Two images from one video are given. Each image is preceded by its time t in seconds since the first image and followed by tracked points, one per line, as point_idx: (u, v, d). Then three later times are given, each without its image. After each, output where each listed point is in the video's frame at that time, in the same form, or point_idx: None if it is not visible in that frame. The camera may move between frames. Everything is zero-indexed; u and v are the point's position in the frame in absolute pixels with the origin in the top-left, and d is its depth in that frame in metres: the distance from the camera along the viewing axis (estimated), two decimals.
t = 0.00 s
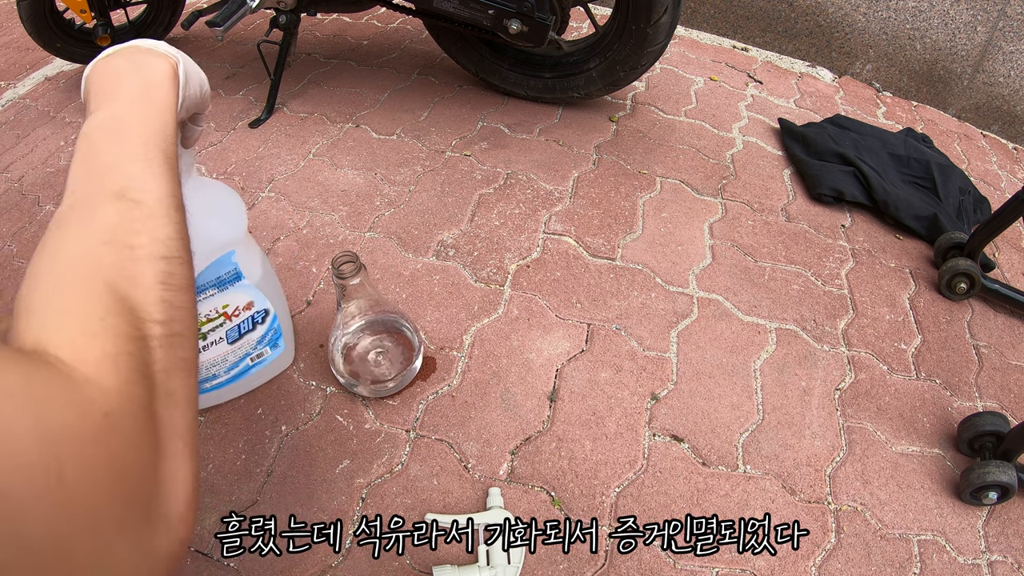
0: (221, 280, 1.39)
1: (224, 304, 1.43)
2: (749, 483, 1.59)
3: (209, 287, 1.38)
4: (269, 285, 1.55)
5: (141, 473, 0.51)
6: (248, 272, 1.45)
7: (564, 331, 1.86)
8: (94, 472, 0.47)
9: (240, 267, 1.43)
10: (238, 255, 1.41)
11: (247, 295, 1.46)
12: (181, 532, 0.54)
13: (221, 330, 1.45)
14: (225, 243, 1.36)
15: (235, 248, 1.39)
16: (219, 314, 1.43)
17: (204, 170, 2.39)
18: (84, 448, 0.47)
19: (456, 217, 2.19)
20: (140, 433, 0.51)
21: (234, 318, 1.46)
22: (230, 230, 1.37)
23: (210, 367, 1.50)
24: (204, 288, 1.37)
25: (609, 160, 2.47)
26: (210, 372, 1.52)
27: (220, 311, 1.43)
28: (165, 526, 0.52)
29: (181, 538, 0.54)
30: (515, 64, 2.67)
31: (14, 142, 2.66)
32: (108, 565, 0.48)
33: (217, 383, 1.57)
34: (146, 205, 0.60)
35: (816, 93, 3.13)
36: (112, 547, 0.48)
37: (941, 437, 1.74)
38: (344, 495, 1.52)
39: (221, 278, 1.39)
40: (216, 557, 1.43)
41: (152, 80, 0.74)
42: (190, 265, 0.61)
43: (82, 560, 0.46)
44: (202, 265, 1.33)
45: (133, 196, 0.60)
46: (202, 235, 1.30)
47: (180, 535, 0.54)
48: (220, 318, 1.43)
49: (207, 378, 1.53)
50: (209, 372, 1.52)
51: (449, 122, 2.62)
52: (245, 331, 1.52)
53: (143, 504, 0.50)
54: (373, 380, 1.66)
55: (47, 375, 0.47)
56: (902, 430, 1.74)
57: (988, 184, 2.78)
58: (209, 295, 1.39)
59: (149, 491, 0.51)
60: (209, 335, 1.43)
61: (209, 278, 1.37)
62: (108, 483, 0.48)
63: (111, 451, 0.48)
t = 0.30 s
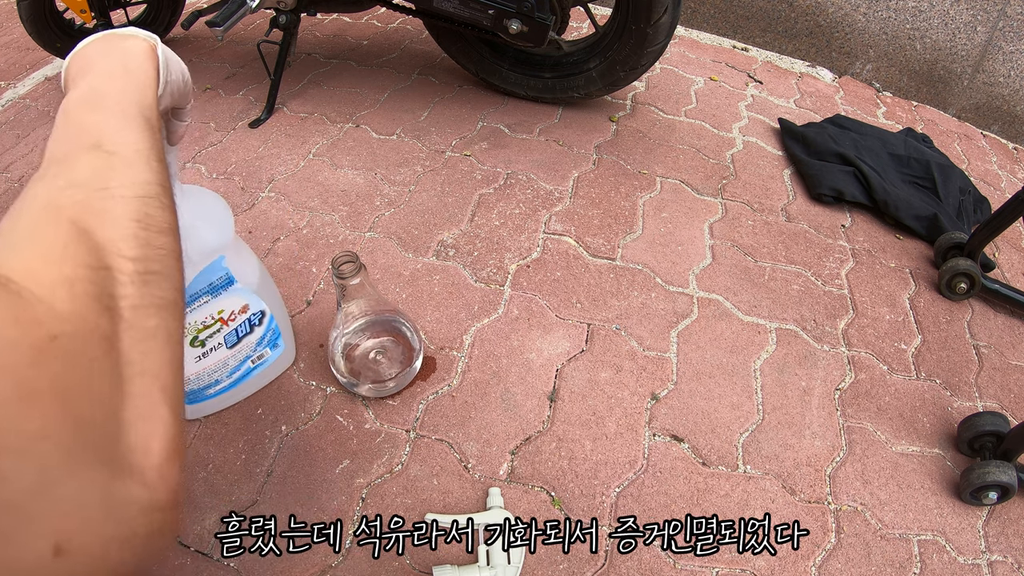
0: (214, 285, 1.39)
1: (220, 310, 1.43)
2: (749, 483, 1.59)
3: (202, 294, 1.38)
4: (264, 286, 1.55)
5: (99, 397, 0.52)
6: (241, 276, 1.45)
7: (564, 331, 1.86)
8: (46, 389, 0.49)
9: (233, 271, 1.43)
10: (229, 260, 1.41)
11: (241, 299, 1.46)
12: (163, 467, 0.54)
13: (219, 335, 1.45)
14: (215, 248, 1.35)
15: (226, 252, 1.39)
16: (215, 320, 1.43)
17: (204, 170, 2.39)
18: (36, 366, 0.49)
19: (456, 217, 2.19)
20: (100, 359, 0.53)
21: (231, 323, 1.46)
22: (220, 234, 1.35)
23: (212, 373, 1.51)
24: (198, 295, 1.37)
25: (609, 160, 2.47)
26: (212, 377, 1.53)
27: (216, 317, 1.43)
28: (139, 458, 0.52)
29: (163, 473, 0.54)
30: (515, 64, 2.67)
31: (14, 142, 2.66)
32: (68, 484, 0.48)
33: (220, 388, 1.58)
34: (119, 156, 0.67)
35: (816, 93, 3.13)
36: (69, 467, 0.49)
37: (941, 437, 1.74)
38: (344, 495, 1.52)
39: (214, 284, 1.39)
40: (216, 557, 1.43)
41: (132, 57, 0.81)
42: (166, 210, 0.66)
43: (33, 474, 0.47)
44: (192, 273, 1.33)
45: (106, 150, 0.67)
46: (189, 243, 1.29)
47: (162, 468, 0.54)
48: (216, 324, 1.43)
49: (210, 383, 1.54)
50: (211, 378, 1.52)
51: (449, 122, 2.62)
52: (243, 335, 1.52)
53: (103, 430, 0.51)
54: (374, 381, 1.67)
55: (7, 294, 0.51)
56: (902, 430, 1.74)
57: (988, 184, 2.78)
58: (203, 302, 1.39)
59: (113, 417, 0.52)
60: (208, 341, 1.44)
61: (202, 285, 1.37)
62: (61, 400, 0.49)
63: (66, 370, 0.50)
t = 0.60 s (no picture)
0: (213, 286, 1.39)
1: (219, 310, 1.43)
2: (749, 483, 1.59)
3: (202, 294, 1.38)
4: (264, 286, 1.55)
5: (80, 345, 0.56)
6: (241, 276, 1.45)
7: (564, 331, 1.86)
8: (25, 333, 0.54)
9: (232, 271, 1.43)
10: (228, 260, 1.41)
11: (241, 299, 1.46)
12: (148, 413, 0.57)
13: (219, 335, 1.45)
14: (213, 248, 1.35)
15: (225, 253, 1.39)
16: (215, 320, 1.43)
17: (204, 170, 2.39)
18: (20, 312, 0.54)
19: (456, 217, 2.19)
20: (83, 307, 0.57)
21: (231, 323, 1.46)
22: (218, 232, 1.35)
23: (212, 373, 1.51)
24: (197, 296, 1.37)
25: (609, 160, 2.47)
26: (212, 377, 1.52)
27: (216, 318, 1.43)
28: (120, 403, 0.56)
29: (149, 419, 0.58)
30: (515, 64, 2.67)
31: (14, 142, 2.66)
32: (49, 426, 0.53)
33: (220, 388, 1.58)
34: (97, 127, 0.75)
35: (816, 93, 3.13)
36: (48, 407, 0.53)
37: (941, 437, 1.74)
38: (344, 495, 1.52)
39: (212, 285, 1.39)
40: (216, 557, 1.43)
41: (110, 46, 0.93)
42: (145, 172, 0.73)
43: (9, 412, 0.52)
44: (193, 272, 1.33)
45: (84, 122, 0.75)
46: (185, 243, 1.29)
47: (148, 415, 0.57)
48: (216, 324, 1.43)
49: (210, 383, 1.53)
50: (211, 378, 1.52)
51: (449, 122, 2.62)
52: (243, 335, 1.52)
53: (90, 375, 0.56)
54: (375, 381, 1.67)
55: None
56: (902, 430, 1.74)
57: (987, 184, 2.78)
58: (203, 302, 1.39)
59: (94, 364, 0.56)
60: (207, 342, 1.43)
61: (202, 286, 1.37)
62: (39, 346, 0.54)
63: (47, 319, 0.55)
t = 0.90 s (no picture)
0: (212, 285, 1.39)
1: (219, 310, 1.43)
2: (749, 483, 1.59)
3: (201, 294, 1.38)
4: (264, 286, 1.55)
5: (77, 329, 0.61)
6: (240, 276, 1.45)
7: (564, 331, 1.86)
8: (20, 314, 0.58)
9: (232, 271, 1.43)
10: (228, 260, 1.41)
11: (241, 299, 1.46)
12: (146, 400, 0.62)
13: (219, 335, 1.45)
14: (213, 248, 1.36)
15: (225, 253, 1.39)
16: (215, 320, 1.43)
17: (204, 170, 2.39)
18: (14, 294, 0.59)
19: (456, 217, 2.19)
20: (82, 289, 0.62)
21: (231, 323, 1.46)
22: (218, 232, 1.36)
23: (212, 373, 1.51)
24: (196, 296, 1.37)
25: (609, 160, 2.47)
26: (212, 377, 1.53)
27: (216, 317, 1.43)
28: (117, 389, 0.60)
29: (147, 406, 0.62)
30: (515, 64, 2.67)
31: (15, 142, 2.66)
32: (38, 408, 0.57)
33: (220, 388, 1.58)
34: (101, 127, 0.83)
35: (816, 93, 3.13)
36: (34, 389, 0.58)
37: (941, 437, 1.74)
38: (344, 495, 1.52)
39: (212, 285, 1.39)
40: (216, 557, 1.43)
41: (114, 63, 1.02)
42: (147, 168, 0.80)
43: None
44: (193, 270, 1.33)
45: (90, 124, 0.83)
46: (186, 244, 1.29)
47: (145, 401, 0.62)
48: (216, 324, 1.43)
49: (210, 383, 1.53)
50: (211, 378, 1.52)
51: (449, 122, 2.62)
52: (243, 335, 1.52)
53: (90, 359, 0.60)
54: (373, 381, 1.67)
55: None
56: (902, 430, 1.74)
57: (987, 184, 2.78)
58: (203, 302, 1.39)
59: (92, 349, 0.61)
60: (207, 341, 1.43)
61: (202, 286, 1.37)
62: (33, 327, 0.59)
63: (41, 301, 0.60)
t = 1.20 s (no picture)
0: (212, 286, 1.39)
1: (219, 310, 1.43)
2: (749, 483, 1.59)
3: (201, 295, 1.38)
4: (264, 287, 1.55)
5: (84, 284, 0.63)
6: (240, 277, 1.45)
7: (564, 331, 1.86)
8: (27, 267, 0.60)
9: (232, 272, 1.43)
10: (228, 261, 1.41)
11: (241, 300, 1.46)
12: (156, 358, 0.64)
13: (219, 336, 1.45)
14: (213, 249, 1.36)
15: (225, 253, 1.39)
16: (215, 321, 1.43)
17: (204, 170, 2.39)
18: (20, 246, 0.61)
19: (456, 217, 2.19)
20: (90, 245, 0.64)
21: (231, 323, 1.46)
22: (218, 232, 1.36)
23: (212, 373, 1.51)
24: (196, 297, 1.37)
25: (609, 160, 2.47)
26: (212, 378, 1.52)
27: (216, 318, 1.43)
28: (127, 346, 0.63)
29: (156, 364, 0.64)
30: (515, 64, 2.67)
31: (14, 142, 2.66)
32: (42, 361, 0.59)
33: (220, 389, 1.58)
34: (104, 105, 0.86)
35: (816, 93, 3.13)
36: (38, 339, 0.59)
37: (941, 437, 1.74)
38: (344, 495, 1.52)
39: (212, 286, 1.39)
40: (216, 557, 1.43)
41: (117, 51, 1.03)
42: (152, 142, 0.83)
43: (4, 342, 0.58)
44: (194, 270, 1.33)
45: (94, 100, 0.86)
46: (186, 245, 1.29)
47: (155, 358, 0.64)
48: (216, 325, 1.43)
49: (210, 383, 1.53)
50: (211, 379, 1.52)
51: (449, 122, 2.62)
52: (243, 336, 1.52)
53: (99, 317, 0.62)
54: (373, 381, 1.67)
55: None
56: (901, 430, 1.74)
57: (988, 184, 2.78)
58: (202, 302, 1.39)
59: (101, 306, 0.63)
60: (207, 342, 1.43)
61: (201, 286, 1.37)
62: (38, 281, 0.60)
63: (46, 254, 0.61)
